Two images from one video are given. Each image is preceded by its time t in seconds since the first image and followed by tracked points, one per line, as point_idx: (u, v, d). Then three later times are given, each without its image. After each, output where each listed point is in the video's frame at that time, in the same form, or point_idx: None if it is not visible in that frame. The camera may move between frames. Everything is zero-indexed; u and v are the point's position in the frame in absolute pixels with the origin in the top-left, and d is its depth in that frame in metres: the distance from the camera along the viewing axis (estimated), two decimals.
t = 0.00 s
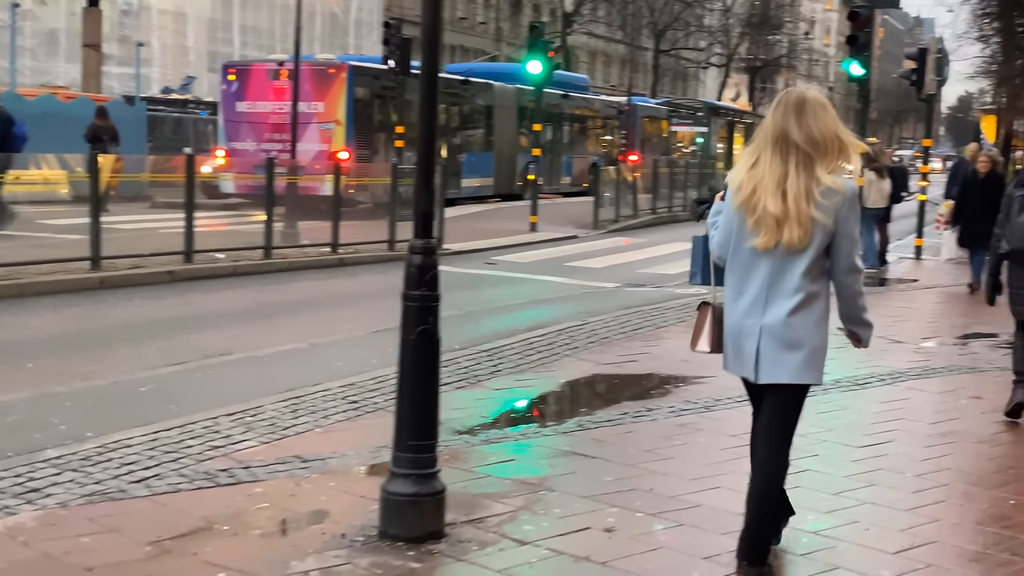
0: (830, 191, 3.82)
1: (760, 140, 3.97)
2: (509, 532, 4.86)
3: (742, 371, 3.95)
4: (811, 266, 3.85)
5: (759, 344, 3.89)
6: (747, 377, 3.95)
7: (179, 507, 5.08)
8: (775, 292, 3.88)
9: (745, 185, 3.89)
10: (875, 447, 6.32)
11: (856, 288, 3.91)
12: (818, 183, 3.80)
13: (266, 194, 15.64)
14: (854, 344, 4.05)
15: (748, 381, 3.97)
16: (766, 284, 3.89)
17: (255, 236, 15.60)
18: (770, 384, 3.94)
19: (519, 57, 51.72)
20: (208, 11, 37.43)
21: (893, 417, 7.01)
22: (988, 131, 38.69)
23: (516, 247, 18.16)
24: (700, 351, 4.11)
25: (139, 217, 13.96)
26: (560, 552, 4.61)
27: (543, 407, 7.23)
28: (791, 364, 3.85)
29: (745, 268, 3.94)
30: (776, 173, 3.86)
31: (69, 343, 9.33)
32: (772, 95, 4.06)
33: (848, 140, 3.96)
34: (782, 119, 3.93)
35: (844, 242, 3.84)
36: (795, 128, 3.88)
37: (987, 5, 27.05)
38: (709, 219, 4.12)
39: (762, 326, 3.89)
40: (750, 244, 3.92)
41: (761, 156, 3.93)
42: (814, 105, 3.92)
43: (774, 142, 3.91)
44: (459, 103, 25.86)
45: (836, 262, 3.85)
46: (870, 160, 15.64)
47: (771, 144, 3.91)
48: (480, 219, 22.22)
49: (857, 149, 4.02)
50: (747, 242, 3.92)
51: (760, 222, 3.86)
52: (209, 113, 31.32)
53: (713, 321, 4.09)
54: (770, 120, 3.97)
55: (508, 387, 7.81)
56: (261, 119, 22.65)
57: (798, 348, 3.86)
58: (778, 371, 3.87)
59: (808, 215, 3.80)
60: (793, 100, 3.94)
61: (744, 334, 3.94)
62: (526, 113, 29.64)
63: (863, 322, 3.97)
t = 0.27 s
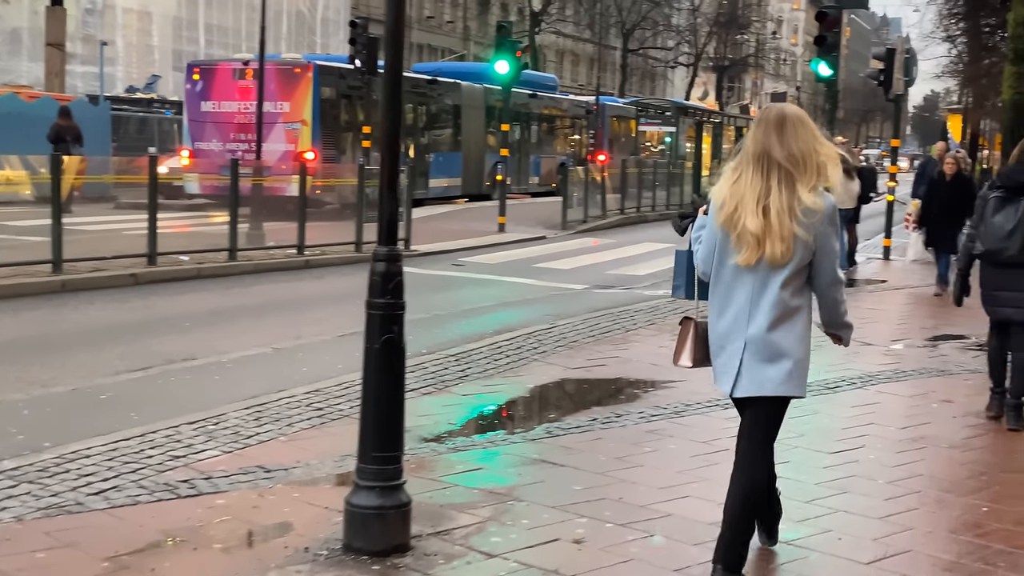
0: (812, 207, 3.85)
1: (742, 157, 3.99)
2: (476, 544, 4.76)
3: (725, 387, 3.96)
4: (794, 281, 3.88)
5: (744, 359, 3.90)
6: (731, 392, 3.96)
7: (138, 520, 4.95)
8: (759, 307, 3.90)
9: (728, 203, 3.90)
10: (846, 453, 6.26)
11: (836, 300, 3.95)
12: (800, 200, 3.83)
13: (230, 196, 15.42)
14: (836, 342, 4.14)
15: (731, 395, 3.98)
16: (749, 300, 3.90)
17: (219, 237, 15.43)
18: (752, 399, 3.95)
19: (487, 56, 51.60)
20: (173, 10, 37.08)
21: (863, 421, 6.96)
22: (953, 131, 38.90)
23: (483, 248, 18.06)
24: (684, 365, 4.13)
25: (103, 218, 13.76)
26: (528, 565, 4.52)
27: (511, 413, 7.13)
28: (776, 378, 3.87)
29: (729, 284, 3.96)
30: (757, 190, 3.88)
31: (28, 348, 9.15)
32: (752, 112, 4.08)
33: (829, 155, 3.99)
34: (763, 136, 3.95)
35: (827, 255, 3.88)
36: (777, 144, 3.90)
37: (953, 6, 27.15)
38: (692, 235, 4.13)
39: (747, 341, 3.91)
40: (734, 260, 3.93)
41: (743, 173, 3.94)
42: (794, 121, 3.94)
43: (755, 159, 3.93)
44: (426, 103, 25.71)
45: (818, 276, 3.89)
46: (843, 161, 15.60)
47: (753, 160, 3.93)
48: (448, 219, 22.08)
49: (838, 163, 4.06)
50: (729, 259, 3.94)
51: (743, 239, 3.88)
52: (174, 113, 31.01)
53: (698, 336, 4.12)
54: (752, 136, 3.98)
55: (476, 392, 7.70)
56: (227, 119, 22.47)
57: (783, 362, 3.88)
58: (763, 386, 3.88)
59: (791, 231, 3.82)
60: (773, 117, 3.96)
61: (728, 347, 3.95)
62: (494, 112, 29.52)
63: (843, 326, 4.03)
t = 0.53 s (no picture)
0: (797, 209, 3.86)
1: (726, 163, 4.00)
2: (448, 552, 4.66)
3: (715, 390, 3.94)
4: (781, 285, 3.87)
5: (734, 362, 3.88)
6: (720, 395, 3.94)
7: (101, 529, 4.83)
8: (747, 310, 3.88)
9: (714, 208, 3.90)
10: (822, 455, 6.20)
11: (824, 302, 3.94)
12: (785, 205, 3.83)
13: (200, 194, 15.25)
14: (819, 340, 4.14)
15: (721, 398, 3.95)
16: (738, 303, 3.89)
17: (188, 237, 15.26)
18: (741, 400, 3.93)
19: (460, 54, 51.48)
20: (143, 7, 36.79)
21: (839, 423, 6.91)
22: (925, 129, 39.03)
23: (456, 247, 17.95)
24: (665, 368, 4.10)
25: (71, 217, 13.58)
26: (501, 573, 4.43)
27: (483, 416, 7.04)
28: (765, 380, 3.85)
29: (717, 287, 3.95)
30: (742, 194, 3.88)
31: None
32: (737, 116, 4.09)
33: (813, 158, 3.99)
34: (748, 140, 3.96)
35: (813, 258, 3.87)
36: (762, 148, 3.91)
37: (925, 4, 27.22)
38: (678, 241, 4.13)
39: (736, 345, 3.89)
40: (720, 265, 3.93)
41: (729, 178, 3.95)
42: (780, 124, 3.94)
43: (741, 164, 3.94)
44: (398, 101, 25.58)
45: (804, 278, 3.88)
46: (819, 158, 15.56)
47: (739, 164, 3.93)
48: (421, 218, 21.96)
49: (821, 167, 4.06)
50: (716, 263, 3.93)
51: (729, 244, 3.88)
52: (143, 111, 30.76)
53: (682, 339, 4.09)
54: (737, 141, 3.98)
55: (449, 395, 7.60)
56: (197, 116, 22.22)
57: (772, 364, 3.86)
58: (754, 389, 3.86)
59: (778, 234, 3.82)
60: (758, 121, 3.96)
61: (717, 352, 3.93)
62: (467, 110, 29.43)
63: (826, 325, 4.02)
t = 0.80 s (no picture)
0: (775, 200, 4.06)
1: (706, 153, 4.19)
2: (409, 557, 4.55)
3: (695, 374, 4.12)
4: (760, 273, 4.06)
5: (715, 349, 4.05)
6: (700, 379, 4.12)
7: (51, 536, 4.68)
8: (726, 297, 4.07)
9: (695, 197, 4.10)
10: (788, 456, 6.13)
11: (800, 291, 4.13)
12: (764, 195, 4.04)
13: (158, 193, 15.03)
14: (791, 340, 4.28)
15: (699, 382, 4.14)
16: (718, 290, 4.08)
17: (146, 236, 15.04)
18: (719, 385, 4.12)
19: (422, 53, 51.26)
20: (101, 4, 36.36)
21: (806, 423, 6.85)
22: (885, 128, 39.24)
23: (418, 246, 17.82)
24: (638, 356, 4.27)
25: (25, 216, 13.34)
26: None
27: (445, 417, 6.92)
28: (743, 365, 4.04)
29: (698, 275, 4.14)
30: (723, 184, 4.08)
31: None
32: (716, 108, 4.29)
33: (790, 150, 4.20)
34: (727, 131, 4.16)
35: (789, 247, 4.07)
36: (742, 139, 4.11)
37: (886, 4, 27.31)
38: (660, 230, 4.32)
39: (716, 330, 4.08)
40: (701, 253, 4.13)
41: (709, 167, 4.15)
42: (757, 116, 4.14)
43: (721, 154, 4.14)
44: (360, 99, 25.39)
45: (781, 267, 4.08)
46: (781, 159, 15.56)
47: (719, 154, 4.13)
48: (382, 217, 21.78)
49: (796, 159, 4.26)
50: (697, 252, 4.13)
51: (711, 233, 4.07)
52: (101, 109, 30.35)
53: (657, 329, 4.26)
54: (717, 132, 4.18)
55: (410, 395, 7.49)
56: (155, 115, 21.94)
57: (751, 351, 4.05)
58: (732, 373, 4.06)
59: (755, 225, 4.03)
60: (738, 113, 4.16)
61: (698, 336, 4.11)
62: (429, 109, 29.26)
63: (802, 321, 4.17)
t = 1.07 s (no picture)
0: (760, 181, 4.09)
1: (693, 136, 4.21)
2: (378, 559, 4.45)
3: (682, 356, 4.14)
4: (745, 255, 4.08)
5: (703, 331, 4.07)
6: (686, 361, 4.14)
7: (9, 540, 4.54)
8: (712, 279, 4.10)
9: (682, 178, 4.13)
10: (765, 455, 6.06)
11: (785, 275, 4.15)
12: (750, 175, 4.07)
13: (124, 190, 14.81)
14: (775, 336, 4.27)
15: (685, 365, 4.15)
16: (705, 272, 4.10)
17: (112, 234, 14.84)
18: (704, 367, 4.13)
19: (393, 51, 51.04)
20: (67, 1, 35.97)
21: (780, 421, 6.78)
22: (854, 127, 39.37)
23: (388, 245, 17.69)
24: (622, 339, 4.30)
25: None
26: None
27: (416, 416, 6.81)
28: (728, 347, 4.06)
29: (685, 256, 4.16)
30: (709, 165, 4.11)
31: None
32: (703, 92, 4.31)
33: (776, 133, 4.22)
34: (713, 114, 4.18)
35: (775, 228, 4.09)
36: (729, 120, 4.13)
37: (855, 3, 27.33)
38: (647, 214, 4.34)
39: (702, 312, 4.09)
40: (687, 235, 4.15)
41: (696, 149, 4.17)
42: (744, 98, 4.17)
43: (708, 136, 4.16)
44: (328, 97, 25.20)
45: (766, 249, 4.09)
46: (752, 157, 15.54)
47: (706, 136, 4.16)
48: (350, 215, 21.63)
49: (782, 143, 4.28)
50: (684, 234, 4.15)
51: (696, 214, 4.10)
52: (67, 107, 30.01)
53: (641, 312, 4.30)
54: (703, 114, 4.20)
55: (380, 394, 7.38)
56: (121, 111, 21.77)
57: (736, 333, 4.06)
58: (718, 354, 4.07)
59: (741, 206, 4.05)
60: (725, 95, 4.18)
61: (685, 319, 4.12)
62: (398, 107, 29.08)
63: (789, 310, 4.16)
